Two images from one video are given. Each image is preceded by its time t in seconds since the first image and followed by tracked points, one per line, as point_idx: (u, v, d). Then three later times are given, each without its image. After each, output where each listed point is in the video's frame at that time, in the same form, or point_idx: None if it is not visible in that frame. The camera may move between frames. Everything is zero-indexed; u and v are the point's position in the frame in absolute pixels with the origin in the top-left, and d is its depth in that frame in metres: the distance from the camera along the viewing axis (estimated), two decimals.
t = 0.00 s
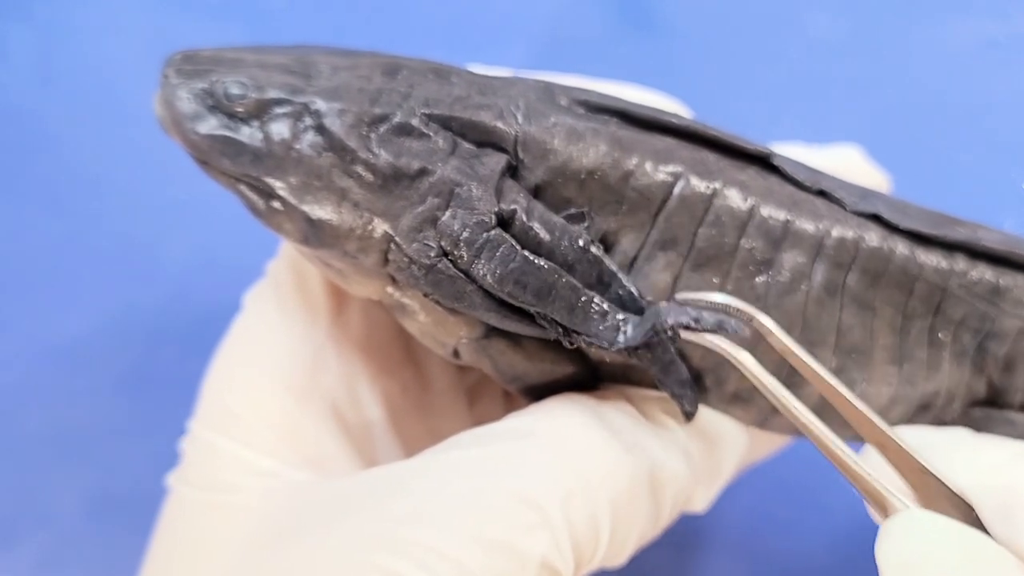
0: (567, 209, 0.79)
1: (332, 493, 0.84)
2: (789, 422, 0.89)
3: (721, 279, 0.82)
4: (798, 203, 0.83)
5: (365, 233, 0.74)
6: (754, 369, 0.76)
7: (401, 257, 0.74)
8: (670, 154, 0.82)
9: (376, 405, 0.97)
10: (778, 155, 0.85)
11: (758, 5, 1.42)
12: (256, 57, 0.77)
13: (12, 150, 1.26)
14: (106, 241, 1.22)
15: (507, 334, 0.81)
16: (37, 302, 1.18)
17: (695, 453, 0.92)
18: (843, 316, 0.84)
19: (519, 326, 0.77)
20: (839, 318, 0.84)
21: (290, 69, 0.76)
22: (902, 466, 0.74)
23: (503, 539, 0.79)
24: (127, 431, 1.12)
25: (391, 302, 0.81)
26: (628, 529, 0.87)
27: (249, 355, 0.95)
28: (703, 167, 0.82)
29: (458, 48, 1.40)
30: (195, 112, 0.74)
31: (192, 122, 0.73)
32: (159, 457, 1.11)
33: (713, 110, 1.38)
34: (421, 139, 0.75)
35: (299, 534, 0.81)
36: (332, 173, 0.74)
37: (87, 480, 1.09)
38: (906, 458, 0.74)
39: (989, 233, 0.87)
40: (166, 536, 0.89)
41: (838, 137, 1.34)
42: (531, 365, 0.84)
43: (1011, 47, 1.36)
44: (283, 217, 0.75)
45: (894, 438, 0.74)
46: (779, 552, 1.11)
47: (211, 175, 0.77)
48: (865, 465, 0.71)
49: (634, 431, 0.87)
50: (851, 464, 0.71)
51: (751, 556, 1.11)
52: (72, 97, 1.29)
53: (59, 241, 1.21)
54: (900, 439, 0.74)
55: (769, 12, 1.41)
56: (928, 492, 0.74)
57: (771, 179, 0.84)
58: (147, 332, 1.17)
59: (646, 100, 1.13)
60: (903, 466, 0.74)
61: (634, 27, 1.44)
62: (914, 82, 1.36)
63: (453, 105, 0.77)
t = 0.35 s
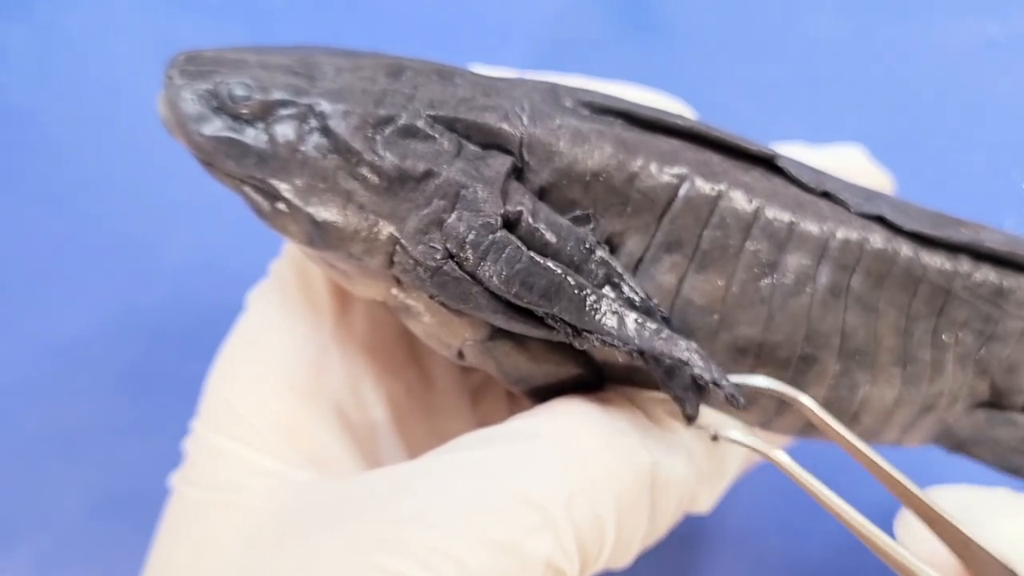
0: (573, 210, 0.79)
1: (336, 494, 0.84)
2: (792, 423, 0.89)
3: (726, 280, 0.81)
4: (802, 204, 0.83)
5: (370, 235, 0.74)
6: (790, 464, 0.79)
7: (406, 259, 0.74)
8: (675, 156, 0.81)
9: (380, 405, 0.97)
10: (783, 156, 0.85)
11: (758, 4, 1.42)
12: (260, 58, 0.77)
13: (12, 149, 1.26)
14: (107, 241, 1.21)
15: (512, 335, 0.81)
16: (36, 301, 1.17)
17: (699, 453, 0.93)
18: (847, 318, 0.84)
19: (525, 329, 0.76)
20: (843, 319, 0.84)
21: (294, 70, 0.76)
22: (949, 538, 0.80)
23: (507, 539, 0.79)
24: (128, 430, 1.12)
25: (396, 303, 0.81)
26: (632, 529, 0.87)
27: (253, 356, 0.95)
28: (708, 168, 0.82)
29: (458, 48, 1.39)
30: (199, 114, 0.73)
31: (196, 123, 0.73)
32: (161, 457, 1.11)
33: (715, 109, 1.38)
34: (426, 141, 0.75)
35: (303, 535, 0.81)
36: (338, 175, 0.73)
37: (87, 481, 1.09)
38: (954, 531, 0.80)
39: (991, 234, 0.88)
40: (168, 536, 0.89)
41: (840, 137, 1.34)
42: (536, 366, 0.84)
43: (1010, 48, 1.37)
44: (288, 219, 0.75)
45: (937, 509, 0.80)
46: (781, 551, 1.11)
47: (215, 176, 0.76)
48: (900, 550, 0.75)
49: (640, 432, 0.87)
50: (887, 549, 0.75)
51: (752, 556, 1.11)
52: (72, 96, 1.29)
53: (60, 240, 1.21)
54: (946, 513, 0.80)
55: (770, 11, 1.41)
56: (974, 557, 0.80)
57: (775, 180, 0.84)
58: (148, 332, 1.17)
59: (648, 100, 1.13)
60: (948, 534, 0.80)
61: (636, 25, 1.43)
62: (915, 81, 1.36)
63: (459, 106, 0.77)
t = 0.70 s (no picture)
0: (583, 214, 0.79)
1: (342, 495, 0.84)
2: (798, 426, 0.89)
3: (735, 284, 0.81)
4: (811, 209, 0.83)
5: (381, 237, 0.74)
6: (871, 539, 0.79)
7: (418, 262, 0.74)
8: (686, 160, 0.81)
9: (387, 406, 0.97)
10: (792, 161, 0.85)
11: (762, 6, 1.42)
12: (271, 58, 0.76)
13: (16, 146, 1.25)
14: (111, 238, 1.21)
15: (521, 338, 0.81)
16: (40, 300, 1.17)
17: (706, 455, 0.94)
18: (854, 323, 0.84)
19: (535, 332, 0.76)
20: (851, 324, 0.84)
21: (305, 71, 0.76)
22: None
23: (515, 542, 0.79)
24: (129, 430, 1.12)
25: (405, 305, 0.81)
26: (639, 532, 0.87)
27: (259, 356, 0.95)
28: (718, 173, 0.82)
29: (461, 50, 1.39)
30: (210, 114, 0.73)
31: (208, 124, 0.73)
32: (164, 456, 1.11)
33: (720, 110, 1.38)
34: (438, 143, 0.75)
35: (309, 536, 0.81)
36: (349, 178, 0.73)
37: (88, 480, 1.09)
38: None
39: (997, 239, 0.88)
40: (172, 536, 0.89)
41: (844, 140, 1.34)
42: (544, 369, 0.84)
43: (1010, 47, 1.36)
44: (298, 221, 0.74)
45: None
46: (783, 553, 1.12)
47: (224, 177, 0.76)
48: None
49: (647, 435, 0.88)
50: None
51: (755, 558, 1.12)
52: (76, 93, 1.28)
53: (63, 238, 1.21)
54: None
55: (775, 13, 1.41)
56: None
57: (785, 185, 0.84)
58: (151, 330, 1.17)
59: (655, 102, 1.13)
60: None
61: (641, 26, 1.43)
62: (919, 84, 1.36)
63: (470, 109, 0.77)
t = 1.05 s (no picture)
0: (590, 219, 0.79)
1: (345, 498, 0.84)
2: (802, 429, 0.89)
3: (741, 289, 0.81)
4: (816, 214, 0.83)
5: (389, 244, 0.74)
6: None
7: (426, 268, 0.74)
8: (692, 165, 0.81)
9: (392, 409, 0.98)
10: (796, 165, 0.85)
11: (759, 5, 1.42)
12: (276, 62, 0.76)
13: (13, 144, 1.25)
14: (109, 238, 1.21)
15: (527, 343, 0.80)
16: (38, 299, 1.17)
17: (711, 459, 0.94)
18: (858, 327, 0.84)
19: (542, 337, 0.76)
20: (854, 329, 0.84)
21: (312, 76, 0.75)
22: None
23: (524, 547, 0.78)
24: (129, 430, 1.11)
25: (411, 310, 0.80)
26: (645, 536, 0.87)
27: (260, 357, 0.95)
28: (724, 178, 0.82)
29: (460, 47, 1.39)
30: (215, 119, 0.72)
31: (213, 129, 0.72)
32: (164, 458, 1.10)
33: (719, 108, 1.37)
34: (446, 149, 0.74)
35: (312, 539, 0.80)
36: (357, 184, 0.73)
37: (88, 480, 1.08)
38: None
39: (998, 243, 0.88)
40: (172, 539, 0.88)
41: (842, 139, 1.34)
42: (550, 373, 0.84)
43: (1010, 47, 1.37)
44: (305, 226, 0.74)
45: None
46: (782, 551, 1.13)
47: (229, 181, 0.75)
48: None
49: (652, 439, 0.88)
50: None
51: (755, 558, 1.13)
52: (76, 93, 1.28)
53: (61, 238, 1.20)
54: None
55: (772, 12, 1.41)
56: None
57: (790, 189, 0.84)
58: (150, 330, 1.16)
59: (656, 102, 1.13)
60: None
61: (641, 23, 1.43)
62: (915, 83, 1.37)
63: (478, 114, 0.77)
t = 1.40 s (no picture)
0: (595, 215, 0.78)
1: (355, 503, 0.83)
2: (807, 425, 0.89)
3: (745, 283, 0.81)
4: (819, 209, 0.83)
5: (395, 239, 0.73)
6: None
7: (431, 263, 0.73)
8: (695, 160, 0.81)
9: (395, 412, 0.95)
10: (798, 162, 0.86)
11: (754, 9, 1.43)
12: (279, 60, 0.76)
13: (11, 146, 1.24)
14: (108, 243, 1.20)
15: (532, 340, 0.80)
16: (37, 303, 1.16)
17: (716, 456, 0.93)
18: (862, 321, 0.84)
19: (548, 333, 0.76)
20: (858, 323, 0.84)
21: (315, 72, 0.75)
22: None
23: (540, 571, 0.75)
24: (130, 433, 1.10)
25: (414, 308, 0.80)
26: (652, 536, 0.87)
27: (265, 362, 0.94)
28: (727, 173, 0.82)
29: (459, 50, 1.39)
30: (218, 116, 0.72)
31: (216, 126, 0.72)
32: (165, 461, 1.09)
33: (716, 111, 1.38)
34: (450, 143, 0.74)
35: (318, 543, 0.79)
36: (362, 179, 0.73)
37: (89, 483, 1.07)
38: None
39: (999, 238, 0.89)
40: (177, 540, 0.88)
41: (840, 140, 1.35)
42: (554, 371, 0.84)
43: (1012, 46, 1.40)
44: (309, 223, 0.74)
45: None
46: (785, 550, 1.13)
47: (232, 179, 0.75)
48: None
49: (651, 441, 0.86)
50: None
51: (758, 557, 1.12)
52: (75, 97, 1.28)
53: (60, 240, 1.19)
54: None
55: (767, 17, 1.43)
56: None
57: (792, 184, 0.84)
58: (150, 334, 1.15)
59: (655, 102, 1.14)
60: None
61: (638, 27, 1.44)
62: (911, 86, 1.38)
63: (481, 110, 0.77)
